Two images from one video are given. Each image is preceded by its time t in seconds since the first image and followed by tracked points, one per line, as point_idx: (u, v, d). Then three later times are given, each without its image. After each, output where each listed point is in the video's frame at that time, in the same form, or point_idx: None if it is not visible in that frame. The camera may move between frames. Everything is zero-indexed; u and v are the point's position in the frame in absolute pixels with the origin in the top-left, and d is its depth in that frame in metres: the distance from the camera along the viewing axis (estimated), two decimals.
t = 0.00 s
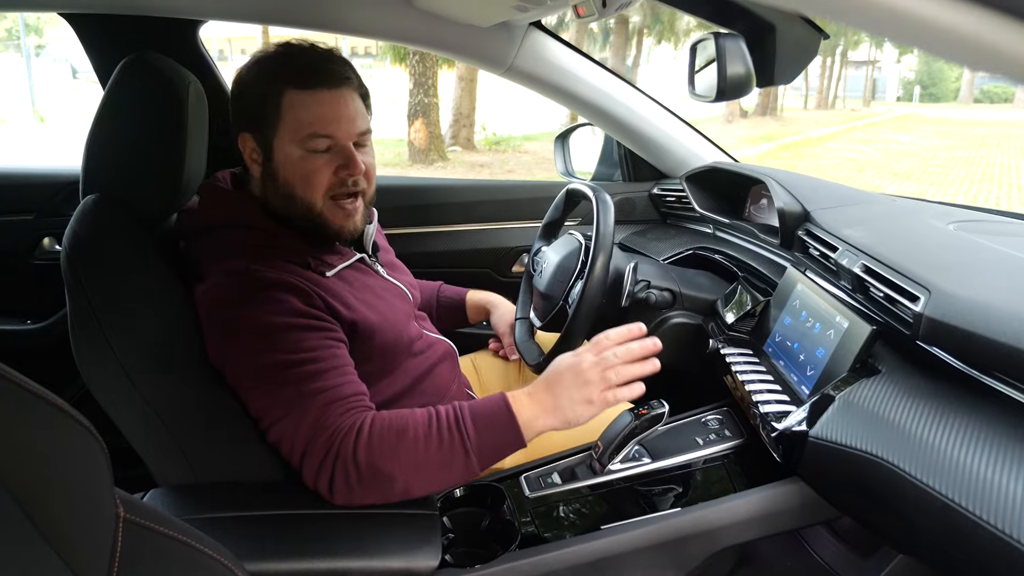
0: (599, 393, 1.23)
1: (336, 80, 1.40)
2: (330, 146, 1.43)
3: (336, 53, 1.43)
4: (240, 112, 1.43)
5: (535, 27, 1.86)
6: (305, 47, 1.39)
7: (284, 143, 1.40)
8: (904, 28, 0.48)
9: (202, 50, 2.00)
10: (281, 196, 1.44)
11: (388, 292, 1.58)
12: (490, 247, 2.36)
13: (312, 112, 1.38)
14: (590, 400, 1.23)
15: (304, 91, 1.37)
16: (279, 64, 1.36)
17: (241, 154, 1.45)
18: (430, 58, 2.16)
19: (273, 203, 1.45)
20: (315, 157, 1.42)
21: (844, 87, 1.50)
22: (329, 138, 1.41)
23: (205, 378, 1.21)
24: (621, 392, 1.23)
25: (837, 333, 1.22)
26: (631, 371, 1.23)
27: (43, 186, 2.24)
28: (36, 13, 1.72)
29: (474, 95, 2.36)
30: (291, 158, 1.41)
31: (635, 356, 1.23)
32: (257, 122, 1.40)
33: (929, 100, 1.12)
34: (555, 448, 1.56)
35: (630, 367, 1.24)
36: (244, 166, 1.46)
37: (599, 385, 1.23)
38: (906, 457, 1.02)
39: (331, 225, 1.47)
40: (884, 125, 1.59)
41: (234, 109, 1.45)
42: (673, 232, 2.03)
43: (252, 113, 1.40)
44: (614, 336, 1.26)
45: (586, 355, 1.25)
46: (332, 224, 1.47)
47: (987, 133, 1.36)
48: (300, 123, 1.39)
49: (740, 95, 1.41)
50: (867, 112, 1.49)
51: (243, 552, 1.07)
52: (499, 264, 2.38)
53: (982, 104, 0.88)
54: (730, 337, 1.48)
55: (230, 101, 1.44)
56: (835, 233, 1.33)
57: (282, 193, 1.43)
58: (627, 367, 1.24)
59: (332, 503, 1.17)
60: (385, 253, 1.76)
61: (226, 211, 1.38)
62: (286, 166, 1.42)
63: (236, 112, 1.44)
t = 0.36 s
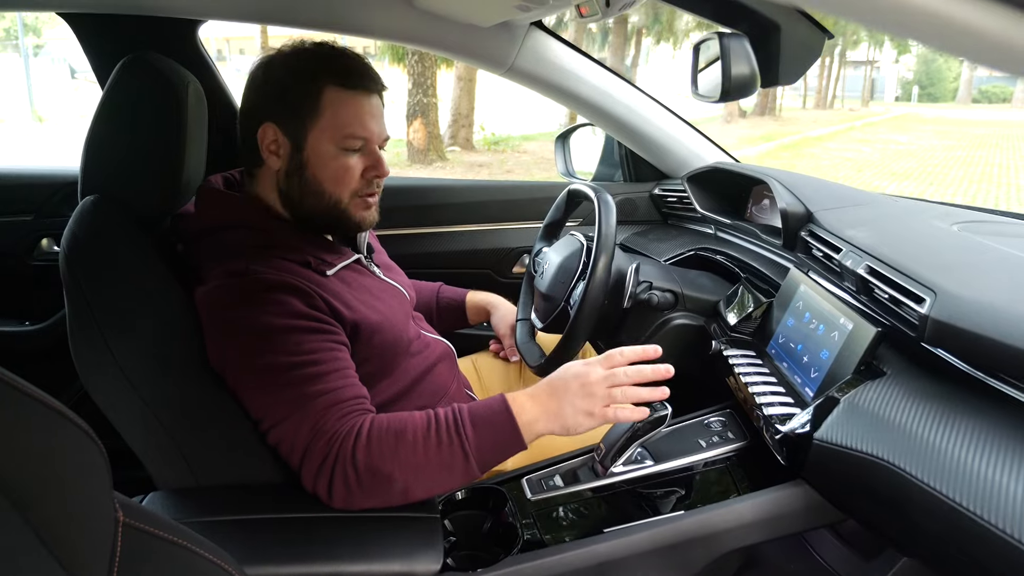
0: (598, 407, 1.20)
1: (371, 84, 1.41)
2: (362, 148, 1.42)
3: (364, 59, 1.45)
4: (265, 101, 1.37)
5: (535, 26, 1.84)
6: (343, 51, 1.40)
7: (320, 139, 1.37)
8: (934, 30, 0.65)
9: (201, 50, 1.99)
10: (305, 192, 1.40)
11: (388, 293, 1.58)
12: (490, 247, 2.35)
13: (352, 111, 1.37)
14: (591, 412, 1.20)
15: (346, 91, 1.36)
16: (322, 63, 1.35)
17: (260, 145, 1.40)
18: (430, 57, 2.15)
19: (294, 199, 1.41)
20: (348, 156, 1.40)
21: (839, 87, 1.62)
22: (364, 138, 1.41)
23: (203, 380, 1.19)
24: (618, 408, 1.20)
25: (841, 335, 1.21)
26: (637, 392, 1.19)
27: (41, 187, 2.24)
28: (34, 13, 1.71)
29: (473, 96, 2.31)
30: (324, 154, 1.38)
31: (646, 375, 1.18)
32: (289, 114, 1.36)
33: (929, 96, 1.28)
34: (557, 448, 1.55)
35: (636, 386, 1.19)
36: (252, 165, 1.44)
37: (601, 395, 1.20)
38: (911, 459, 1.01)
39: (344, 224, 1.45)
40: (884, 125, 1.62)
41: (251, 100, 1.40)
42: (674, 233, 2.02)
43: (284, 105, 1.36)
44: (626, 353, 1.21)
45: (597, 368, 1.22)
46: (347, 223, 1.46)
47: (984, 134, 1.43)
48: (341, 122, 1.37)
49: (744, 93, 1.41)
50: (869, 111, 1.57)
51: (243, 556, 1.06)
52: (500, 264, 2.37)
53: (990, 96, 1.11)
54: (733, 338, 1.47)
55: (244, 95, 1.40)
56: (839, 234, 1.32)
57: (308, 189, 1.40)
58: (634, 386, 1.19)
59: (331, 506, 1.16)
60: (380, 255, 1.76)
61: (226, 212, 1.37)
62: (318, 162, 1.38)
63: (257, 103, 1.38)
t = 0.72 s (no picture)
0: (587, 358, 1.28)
1: (383, 78, 1.40)
2: (371, 137, 1.40)
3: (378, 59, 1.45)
4: (278, 83, 1.36)
5: (535, 22, 1.82)
6: (362, 48, 1.41)
7: (330, 120, 1.34)
8: None
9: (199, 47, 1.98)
10: (311, 173, 1.38)
11: (387, 292, 1.56)
12: (490, 245, 2.34)
13: (364, 98, 1.36)
14: (582, 367, 1.27)
15: (360, 78, 1.36)
16: (339, 52, 1.35)
17: (268, 125, 1.37)
18: (427, 54, 2.15)
19: (299, 179, 1.39)
20: (356, 141, 1.37)
21: (835, 87, 1.64)
22: (374, 127, 1.39)
23: (198, 377, 1.17)
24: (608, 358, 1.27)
25: (845, 331, 1.19)
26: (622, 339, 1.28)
27: (35, 183, 2.22)
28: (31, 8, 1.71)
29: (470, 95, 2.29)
30: (333, 136, 1.35)
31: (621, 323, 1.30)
32: (302, 95, 1.34)
33: (922, 97, 1.41)
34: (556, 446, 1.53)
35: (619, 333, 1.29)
36: (257, 151, 1.43)
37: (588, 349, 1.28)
38: (918, 455, 1.00)
39: (344, 211, 1.42)
40: (882, 125, 1.61)
41: (265, 82, 1.38)
42: (675, 230, 2.01)
43: (298, 86, 1.34)
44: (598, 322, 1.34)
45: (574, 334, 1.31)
46: (348, 211, 1.43)
47: (982, 133, 1.42)
48: (353, 106, 1.35)
49: (748, 86, 1.49)
50: (867, 112, 1.56)
51: (239, 556, 1.05)
52: (499, 262, 2.35)
53: (986, 96, 1.30)
54: (735, 335, 1.46)
55: (256, 83, 1.41)
56: (842, 230, 1.31)
57: (313, 170, 1.38)
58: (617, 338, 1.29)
59: (329, 503, 1.14)
60: (377, 252, 1.74)
61: (222, 208, 1.36)
62: (324, 143, 1.36)
63: (270, 84, 1.37)
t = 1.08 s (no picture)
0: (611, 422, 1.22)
1: (384, 75, 1.40)
2: (373, 137, 1.39)
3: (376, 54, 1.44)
4: (277, 84, 1.34)
5: (537, 19, 1.81)
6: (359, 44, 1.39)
7: (334, 122, 1.34)
8: None
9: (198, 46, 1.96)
10: (315, 175, 1.37)
11: (387, 293, 1.55)
12: (490, 245, 2.32)
13: (367, 97, 1.36)
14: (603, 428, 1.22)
15: (361, 77, 1.35)
16: (341, 51, 1.34)
17: (269, 127, 1.36)
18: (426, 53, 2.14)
19: (303, 181, 1.38)
20: (360, 141, 1.37)
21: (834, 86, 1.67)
22: (377, 126, 1.39)
23: (195, 380, 1.16)
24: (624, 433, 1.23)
25: (851, 331, 1.18)
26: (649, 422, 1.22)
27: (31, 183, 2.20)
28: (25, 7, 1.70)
29: (469, 95, 2.28)
30: (337, 137, 1.35)
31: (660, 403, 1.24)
32: (303, 96, 1.32)
33: (920, 97, 1.41)
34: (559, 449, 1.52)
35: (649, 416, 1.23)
36: (256, 151, 1.40)
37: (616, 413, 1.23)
38: (924, 457, 0.99)
39: (347, 212, 1.41)
40: (879, 125, 1.59)
41: (263, 82, 1.36)
42: (677, 229, 2.00)
43: (299, 87, 1.32)
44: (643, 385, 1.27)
45: (611, 392, 1.25)
46: (353, 211, 1.42)
47: (980, 132, 1.39)
48: (356, 106, 1.35)
49: (755, 83, 1.48)
50: (864, 111, 1.58)
51: (238, 560, 1.03)
52: (499, 262, 2.34)
53: (984, 96, 1.29)
54: (737, 335, 1.44)
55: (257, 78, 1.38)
56: (846, 229, 1.30)
57: (318, 172, 1.37)
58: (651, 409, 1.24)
59: (332, 505, 1.14)
60: (375, 253, 1.73)
61: (220, 206, 1.34)
62: (329, 144, 1.35)
63: (268, 84, 1.35)
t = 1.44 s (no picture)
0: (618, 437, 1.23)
1: (354, 54, 1.37)
2: (359, 122, 1.38)
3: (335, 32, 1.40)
4: (251, 92, 1.31)
5: (539, 17, 1.79)
6: (318, 29, 1.35)
7: (319, 120, 1.32)
8: None
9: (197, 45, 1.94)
10: (316, 177, 1.36)
11: (389, 290, 1.53)
12: (491, 244, 2.31)
13: (345, 86, 1.34)
14: (611, 444, 1.23)
15: (334, 66, 1.32)
16: (304, 44, 1.30)
17: (256, 141, 1.33)
18: (425, 55, 2.12)
19: (305, 187, 1.37)
20: (349, 132, 1.36)
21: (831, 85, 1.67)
22: (360, 112, 1.37)
23: (195, 381, 1.14)
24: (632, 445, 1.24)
25: (859, 331, 1.17)
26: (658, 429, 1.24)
27: (28, 181, 2.18)
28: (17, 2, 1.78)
29: (468, 95, 2.30)
30: (326, 136, 1.34)
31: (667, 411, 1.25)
32: (284, 102, 1.30)
33: (918, 96, 1.45)
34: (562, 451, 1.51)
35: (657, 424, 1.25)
36: (245, 163, 1.37)
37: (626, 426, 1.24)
38: (934, 455, 0.98)
39: (352, 200, 1.41)
40: (878, 125, 1.61)
41: (234, 91, 1.33)
42: (678, 228, 1.99)
43: (277, 92, 1.30)
44: (648, 394, 1.30)
45: (618, 404, 1.27)
46: (357, 199, 1.42)
47: (978, 132, 1.45)
48: (337, 99, 1.33)
49: (761, 80, 1.47)
50: (863, 111, 1.59)
51: (240, 562, 1.02)
52: (500, 262, 2.33)
53: (982, 96, 1.41)
54: (741, 335, 1.43)
55: (224, 87, 1.35)
56: (852, 228, 1.28)
57: (316, 174, 1.36)
58: (660, 417, 1.25)
59: (334, 504, 1.12)
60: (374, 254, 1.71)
61: (221, 204, 1.33)
62: (321, 146, 1.34)
63: (242, 94, 1.32)
